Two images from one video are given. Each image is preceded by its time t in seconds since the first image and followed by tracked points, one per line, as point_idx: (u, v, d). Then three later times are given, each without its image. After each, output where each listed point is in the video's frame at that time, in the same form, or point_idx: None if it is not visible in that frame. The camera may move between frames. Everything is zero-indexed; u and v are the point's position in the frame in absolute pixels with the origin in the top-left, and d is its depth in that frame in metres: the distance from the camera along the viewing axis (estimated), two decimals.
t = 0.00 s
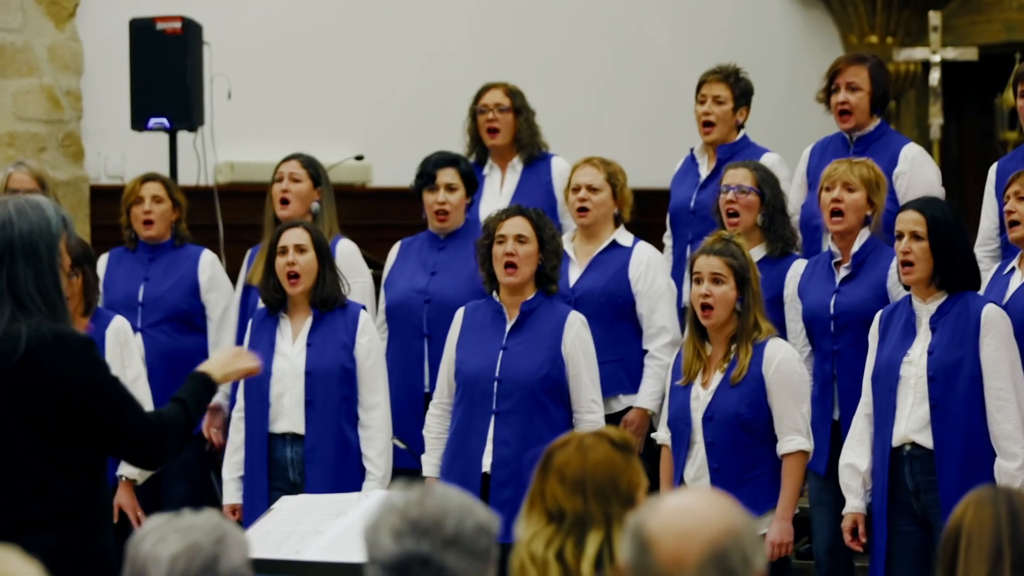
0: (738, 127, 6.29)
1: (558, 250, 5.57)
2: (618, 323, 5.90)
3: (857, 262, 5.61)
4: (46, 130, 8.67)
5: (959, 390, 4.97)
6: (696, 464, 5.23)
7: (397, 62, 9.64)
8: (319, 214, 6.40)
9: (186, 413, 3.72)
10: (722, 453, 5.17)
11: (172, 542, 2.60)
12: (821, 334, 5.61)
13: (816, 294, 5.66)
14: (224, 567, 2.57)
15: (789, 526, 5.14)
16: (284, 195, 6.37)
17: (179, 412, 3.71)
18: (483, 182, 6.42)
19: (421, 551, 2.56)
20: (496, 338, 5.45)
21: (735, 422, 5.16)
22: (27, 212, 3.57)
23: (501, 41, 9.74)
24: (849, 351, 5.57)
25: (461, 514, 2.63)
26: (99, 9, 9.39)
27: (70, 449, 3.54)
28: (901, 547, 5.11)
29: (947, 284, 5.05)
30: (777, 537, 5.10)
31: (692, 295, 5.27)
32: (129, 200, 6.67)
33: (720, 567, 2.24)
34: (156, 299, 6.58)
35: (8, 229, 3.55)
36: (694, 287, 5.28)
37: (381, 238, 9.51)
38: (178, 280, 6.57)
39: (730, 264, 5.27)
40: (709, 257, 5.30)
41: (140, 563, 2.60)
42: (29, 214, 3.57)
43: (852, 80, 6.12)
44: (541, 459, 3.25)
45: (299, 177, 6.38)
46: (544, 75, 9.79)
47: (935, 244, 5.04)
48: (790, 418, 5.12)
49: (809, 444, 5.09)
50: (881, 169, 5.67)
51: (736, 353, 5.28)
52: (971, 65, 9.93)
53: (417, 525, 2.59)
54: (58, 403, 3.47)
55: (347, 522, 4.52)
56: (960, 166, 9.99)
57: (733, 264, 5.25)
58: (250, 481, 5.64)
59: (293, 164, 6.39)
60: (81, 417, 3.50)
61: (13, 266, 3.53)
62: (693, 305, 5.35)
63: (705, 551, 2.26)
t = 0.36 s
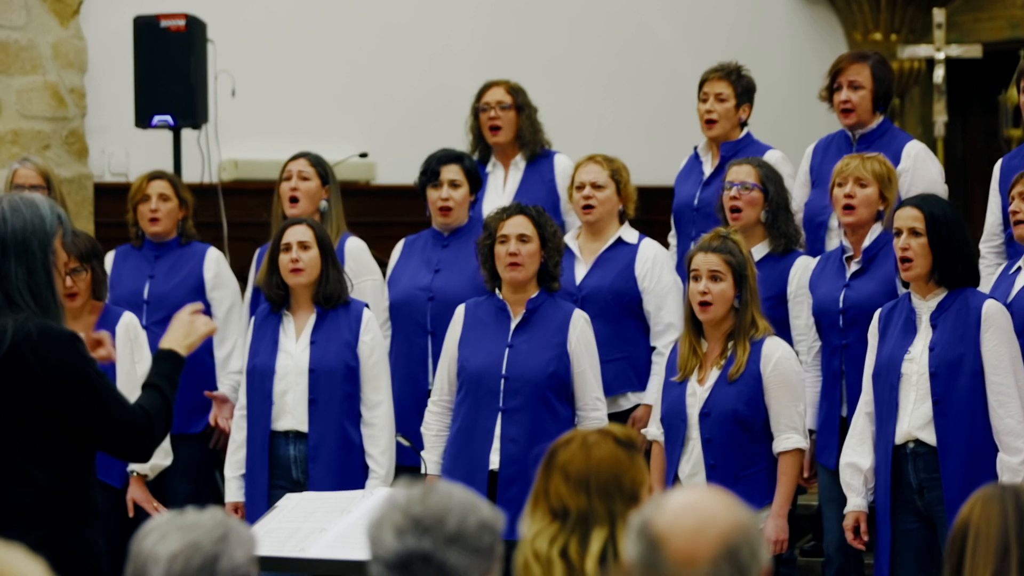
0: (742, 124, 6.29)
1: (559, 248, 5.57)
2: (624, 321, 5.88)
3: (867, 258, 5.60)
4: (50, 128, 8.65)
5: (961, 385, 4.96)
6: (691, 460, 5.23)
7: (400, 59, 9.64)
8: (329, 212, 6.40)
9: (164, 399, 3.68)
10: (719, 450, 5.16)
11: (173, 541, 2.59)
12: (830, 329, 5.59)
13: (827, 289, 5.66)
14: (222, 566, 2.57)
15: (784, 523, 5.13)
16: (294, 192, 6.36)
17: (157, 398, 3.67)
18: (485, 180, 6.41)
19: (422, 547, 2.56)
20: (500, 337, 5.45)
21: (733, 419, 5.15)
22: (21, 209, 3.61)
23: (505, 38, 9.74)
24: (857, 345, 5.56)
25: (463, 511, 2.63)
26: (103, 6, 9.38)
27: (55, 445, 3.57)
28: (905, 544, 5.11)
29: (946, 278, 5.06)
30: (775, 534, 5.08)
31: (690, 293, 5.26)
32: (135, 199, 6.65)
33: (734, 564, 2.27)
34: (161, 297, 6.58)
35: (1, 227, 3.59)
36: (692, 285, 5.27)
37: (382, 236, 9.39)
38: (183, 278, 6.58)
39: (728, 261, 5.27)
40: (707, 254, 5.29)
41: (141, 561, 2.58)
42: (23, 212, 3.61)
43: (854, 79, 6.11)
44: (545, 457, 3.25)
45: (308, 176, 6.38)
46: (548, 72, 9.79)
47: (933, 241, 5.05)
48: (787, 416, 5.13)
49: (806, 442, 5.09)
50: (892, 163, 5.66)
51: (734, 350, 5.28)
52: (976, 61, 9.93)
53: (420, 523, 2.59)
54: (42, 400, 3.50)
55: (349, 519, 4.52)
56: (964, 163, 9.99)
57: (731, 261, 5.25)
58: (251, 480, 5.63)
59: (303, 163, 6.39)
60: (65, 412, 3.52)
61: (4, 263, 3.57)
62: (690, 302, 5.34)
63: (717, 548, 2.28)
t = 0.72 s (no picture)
0: (741, 123, 6.28)
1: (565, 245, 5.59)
2: (627, 320, 5.88)
3: (879, 257, 5.59)
4: (51, 126, 8.66)
5: (963, 383, 4.97)
6: (686, 458, 5.22)
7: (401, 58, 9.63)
8: (325, 211, 6.41)
9: (190, 408, 3.74)
10: (715, 447, 5.17)
11: (174, 539, 2.59)
12: (839, 327, 5.61)
13: (837, 286, 5.68)
14: (224, 565, 2.58)
15: (781, 520, 5.15)
16: (292, 192, 6.36)
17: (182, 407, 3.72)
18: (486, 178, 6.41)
19: (422, 546, 2.57)
20: (507, 334, 5.44)
21: (728, 417, 5.16)
22: (37, 210, 3.65)
23: (505, 36, 9.75)
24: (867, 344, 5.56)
25: (464, 508, 2.63)
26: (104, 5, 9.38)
27: (61, 446, 3.57)
28: (907, 544, 5.11)
29: (947, 276, 5.06)
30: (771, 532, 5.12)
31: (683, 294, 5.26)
32: (137, 196, 6.66)
33: (734, 564, 2.27)
34: (160, 295, 6.57)
35: (17, 226, 3.63)
36: (685, 287, 5.27)
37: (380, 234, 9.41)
38: (184, 276, 6.57)
39: (718, 262, 5.26)
40: (697, 257, 5.28)
41: (144, 560, 2.58)
42: (38, 211, 3.65)
43: (855, 77, 6.10)
44: (546, 455, 3.25)
45: (304, 176, 6.38)
46: (549, 70, 9.79)
47: (934, 239, 5.06)
48: (783, 415, 5.15)
49: (802, 440, 5.13)
50: (903, 161, 5.62)
51: (727, 347, 5.29)
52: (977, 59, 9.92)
53: (420, 521, 2.60)
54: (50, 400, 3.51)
55: (350, 518, 4.53)
56: (966, 161, 10.00)
57: (722, 262, 5.24)
58: (252, 478, 5.63)
59: (298, 163, 6.37)
60: (74, 412, 3.53)
61: (19, 260, 3.61)
62: (683, 300, 5.33)
63: (719, 547, 2.27)
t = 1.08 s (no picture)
0: (736, 122, 6.26)
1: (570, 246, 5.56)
2: (627, 319, 5.87)
3: (887, 259, 5.51)
4: (49, 125, 8.67)
5: (962, 382, 4.98)
6: (691, 458, 5.24)
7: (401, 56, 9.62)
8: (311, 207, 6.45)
9: (236, 384, 3.68)
10: (720, 447, 5.19)
11: (178, 538, 2.60)
12: (849, 328, 5.53)
13: (846, 288, 5.60)
14: (228, 564, 2.59)
15: (779, 518, 5.15)
16: (281, 186, 6.39)
17: (230, 384, 3.67)
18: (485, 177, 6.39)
19: (421, 544, 2.57)
20: (511, 334, 5.45)
21: (732, 416, 5.18)
22: (93, 209, 3.70)
23: (504, 35, 9.74)
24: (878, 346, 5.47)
25: (463, 508, 2.63)
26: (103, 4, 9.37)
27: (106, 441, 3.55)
28: (907, 543, 5.11)
29: (947, 274, 5.06)
30: (769, 529, 5.11)
31: (682, 289, 5.25)
32: (131, 197, 6.67)
33: (726, 563, 2.26)
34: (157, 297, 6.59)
35: (71, 222, 3.67)
36: (684, 282, 5.25)
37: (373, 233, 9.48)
38: (180, 276, 6.58)
39: (719, 258, 5.26)
40: (699, 250, 5.27)
41: (144, 559, 2.60)
42: (94, 212, 3.69)
43: (854, 77, 6.09)
44: (544, 454, 3.25)
45: (291, 170, 6.44)
46: (548, 69, 9.79)
47: (934, 238, 5.05)
48: (783, 411, 5.16)
49: (802, 437, 5.12)
50: (913, 161, 5.58)
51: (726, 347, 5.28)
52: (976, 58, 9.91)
53: (418, 519, 2.60)
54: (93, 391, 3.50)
55: (350, 516, 4.53)
56: (964, 159, 10.00)
57: (723, 258, 5.24)
58: (253, 478, 5.63)
59: (284, 159, 6.44)
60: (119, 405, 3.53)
61: (73, 257, 3.63)
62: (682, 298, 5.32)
63: (712, 546, 2.27)
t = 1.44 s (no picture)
0: (727, 123, 6.28)
1: (565, 249, 5.49)
2: (625, 319, 5.72)
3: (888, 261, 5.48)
4: (45, 125, 8.68)
5: (960, 381, 4.97)
6: (697, 457, 5.18)
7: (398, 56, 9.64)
8: (292, 206, 6.48)
9: (276, 417, 3.79)
10: (725, 447, 5.13)
11: (177, 537, 2.62)
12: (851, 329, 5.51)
13: (848, 289, 5.59)
14: (228, 564, 2.59)
15: (783, 517, 5.07)
16: (264, 189, 6.38)
17: (268, 415, 3.78)
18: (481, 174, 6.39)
19: (417, 544, 2.58)
20: (506, 333, 5.44)
21: (737, 415, 5.12)
22: (129, 215, 3.72)
23: (502, 36, 9.74)
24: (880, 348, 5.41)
25: (458, 507, 2.64)
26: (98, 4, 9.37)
27: (131, 448, 3.58)
28: (903, 541, 5.11)
29: (948, 275, 5.06)
30: (773, 527, 5.03)
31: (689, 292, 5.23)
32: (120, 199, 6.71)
33: (721, 562, 2.28)
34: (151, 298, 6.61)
35: (109, 229, 3.69)
36: (691, 284, 5.23)
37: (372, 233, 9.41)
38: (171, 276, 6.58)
39: (724, 259, 5.22)
40: (703, 253, 5.24)
41: (144, 559, 2.62)
42: (131, 220, 3.71)
43: (851, 79, 6.06)
44: (539, 454, 3.24)
45: (273, 172, 6.42)
46: (545, 70, 9.80)
47: (934, 240, 5.05)
48: (791, 410, 5.10)
49: (809, 436, 5.06)
50: (910, 164, 5.53)
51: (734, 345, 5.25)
52: (971, 57, 9.91)
53: (415, 519, 2.61)
54: (123, 397, 3.54)
55: (345, 516, 4.55)
56: (960, 158, 10.01)
57: (728, 259, 5.19)
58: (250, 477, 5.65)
59: (266, 160, 6.40)
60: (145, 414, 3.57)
61: (109, 265, 3.66)
62: (688, 298, 5.30)
63: (707, 542, 2.30)
